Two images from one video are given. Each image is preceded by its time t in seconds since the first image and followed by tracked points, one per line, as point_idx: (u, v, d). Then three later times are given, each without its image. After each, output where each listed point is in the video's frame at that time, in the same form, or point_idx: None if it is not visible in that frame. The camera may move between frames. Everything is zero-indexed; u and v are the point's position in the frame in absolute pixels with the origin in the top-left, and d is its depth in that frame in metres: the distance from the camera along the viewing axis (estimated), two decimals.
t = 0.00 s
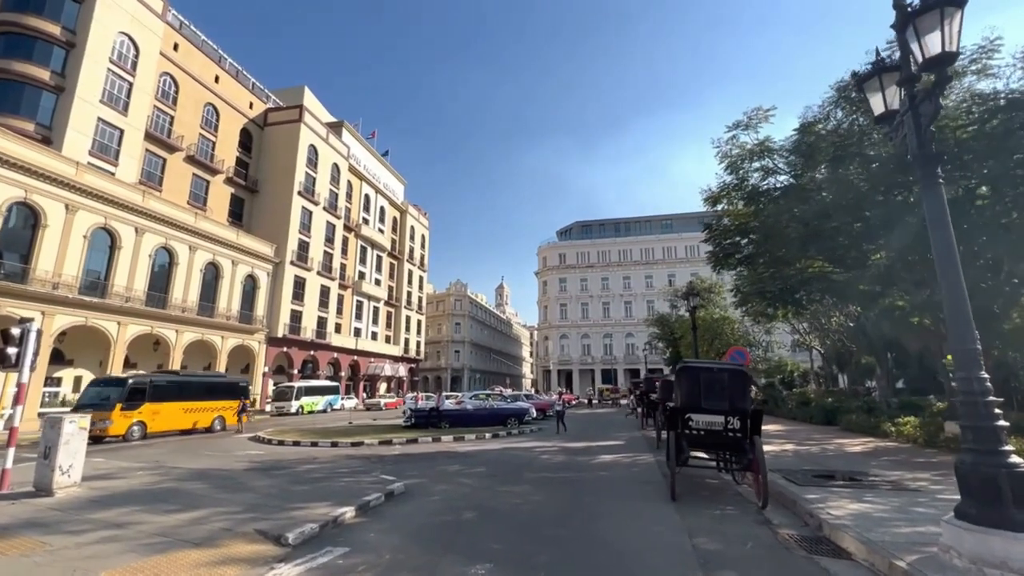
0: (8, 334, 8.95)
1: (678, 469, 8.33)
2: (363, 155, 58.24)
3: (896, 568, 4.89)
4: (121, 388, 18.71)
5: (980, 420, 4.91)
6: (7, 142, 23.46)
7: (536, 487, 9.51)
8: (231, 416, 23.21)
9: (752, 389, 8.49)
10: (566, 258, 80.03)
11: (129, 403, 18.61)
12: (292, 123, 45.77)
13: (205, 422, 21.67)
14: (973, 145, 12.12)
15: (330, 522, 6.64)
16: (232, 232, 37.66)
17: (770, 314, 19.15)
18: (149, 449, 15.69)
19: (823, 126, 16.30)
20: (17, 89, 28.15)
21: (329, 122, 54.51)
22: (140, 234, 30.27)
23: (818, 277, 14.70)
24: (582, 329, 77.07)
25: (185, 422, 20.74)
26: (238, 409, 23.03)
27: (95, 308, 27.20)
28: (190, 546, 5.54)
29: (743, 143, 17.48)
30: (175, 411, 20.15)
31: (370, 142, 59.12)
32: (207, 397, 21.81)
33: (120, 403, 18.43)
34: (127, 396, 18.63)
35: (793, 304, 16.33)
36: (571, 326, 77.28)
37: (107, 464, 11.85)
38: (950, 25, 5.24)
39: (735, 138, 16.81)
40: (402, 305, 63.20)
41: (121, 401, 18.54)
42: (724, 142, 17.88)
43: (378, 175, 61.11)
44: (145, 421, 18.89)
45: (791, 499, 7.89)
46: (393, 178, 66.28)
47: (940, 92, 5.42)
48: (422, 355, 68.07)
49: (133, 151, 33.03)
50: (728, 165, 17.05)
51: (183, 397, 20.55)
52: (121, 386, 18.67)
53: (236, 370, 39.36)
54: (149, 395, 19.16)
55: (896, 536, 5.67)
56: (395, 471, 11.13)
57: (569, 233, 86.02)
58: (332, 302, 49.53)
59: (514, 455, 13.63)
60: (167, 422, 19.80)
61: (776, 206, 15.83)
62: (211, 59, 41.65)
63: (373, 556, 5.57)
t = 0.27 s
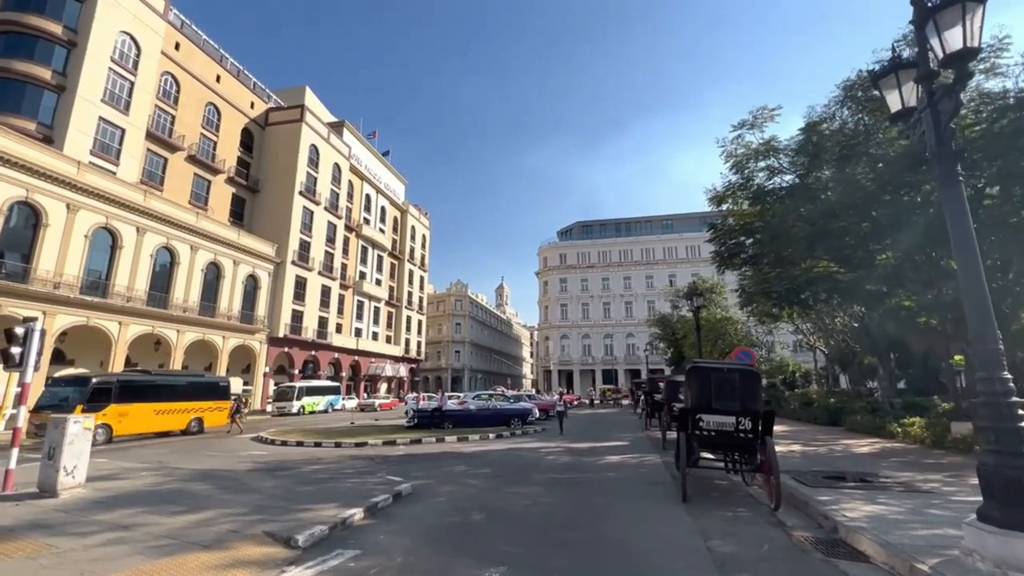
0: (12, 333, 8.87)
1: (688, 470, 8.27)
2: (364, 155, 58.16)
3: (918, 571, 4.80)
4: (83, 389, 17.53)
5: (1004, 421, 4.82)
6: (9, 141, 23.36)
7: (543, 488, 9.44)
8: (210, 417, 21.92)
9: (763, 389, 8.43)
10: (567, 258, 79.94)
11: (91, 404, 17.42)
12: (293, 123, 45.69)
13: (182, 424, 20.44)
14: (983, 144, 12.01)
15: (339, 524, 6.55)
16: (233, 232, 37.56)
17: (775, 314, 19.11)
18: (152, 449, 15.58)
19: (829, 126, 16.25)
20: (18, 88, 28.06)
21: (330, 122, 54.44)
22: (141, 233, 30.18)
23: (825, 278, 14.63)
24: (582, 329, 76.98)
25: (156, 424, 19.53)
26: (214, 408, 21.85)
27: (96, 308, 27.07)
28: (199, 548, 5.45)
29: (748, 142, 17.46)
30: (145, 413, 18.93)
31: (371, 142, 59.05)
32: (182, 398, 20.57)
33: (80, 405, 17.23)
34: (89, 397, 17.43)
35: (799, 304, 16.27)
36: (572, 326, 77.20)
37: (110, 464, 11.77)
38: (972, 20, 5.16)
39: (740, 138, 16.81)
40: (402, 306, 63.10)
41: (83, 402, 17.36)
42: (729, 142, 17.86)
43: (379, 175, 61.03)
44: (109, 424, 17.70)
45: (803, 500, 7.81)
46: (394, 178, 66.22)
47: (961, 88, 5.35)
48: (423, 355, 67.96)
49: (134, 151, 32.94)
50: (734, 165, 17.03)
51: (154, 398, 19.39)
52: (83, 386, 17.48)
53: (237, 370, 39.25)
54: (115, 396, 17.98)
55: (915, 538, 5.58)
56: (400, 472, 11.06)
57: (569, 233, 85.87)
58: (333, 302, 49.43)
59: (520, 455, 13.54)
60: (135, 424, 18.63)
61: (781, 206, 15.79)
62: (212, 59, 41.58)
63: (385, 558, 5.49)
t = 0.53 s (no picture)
0: (20, 332, 8.84)
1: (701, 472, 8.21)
2: (366, 154, 58.08)
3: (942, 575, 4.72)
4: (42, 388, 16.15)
5: None
6: (13, 140, 23.37)
7: (553, 489, 9.37)
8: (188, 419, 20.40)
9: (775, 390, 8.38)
10: (568, 257, 79.79)
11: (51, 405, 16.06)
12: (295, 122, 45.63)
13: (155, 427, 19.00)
14: (993, 143, 11.94)
15: (351, 526, 6.50)
16: (236, 231, 37.51)
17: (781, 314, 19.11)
18: (157, 449, 15.54)
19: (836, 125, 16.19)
20: (21, 87, 28.03)
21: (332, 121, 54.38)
22: (144, 233, 30.14)
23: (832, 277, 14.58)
24: (584, 329, 76.89)
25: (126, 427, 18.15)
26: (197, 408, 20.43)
27: (101, 307, 27.06)
28: (212, 550, 5.41)
29: (755, 141, 17.43)
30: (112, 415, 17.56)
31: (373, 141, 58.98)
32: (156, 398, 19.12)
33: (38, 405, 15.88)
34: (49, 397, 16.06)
35: (807, 303, 16.22)
36: (573, 326, 77.10)
37: (117, 464, 11.73)
38: (995, 16, 5.08)
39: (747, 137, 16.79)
40: (404, 305, 63.03)
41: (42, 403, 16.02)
42: (736, 141, 17.83)
43: (381, 174, 60.99)
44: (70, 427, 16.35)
45: (818, 501, 7.74)
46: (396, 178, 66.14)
47: (984, 84, 5.27)
48: (425, 355, 67.90)
49: (137, 150, 32.89)
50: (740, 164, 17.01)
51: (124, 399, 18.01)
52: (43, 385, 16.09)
53: (240, 370, 39.21)
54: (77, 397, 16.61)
55: (934, 541, 5.52)
56: (408, 472, 10.99)
57: (571, 232, 85.67)
58: (335, 301, 49.38)
59: (526, 456, 13.48)
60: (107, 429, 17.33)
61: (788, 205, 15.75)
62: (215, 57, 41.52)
63: (399, 561, 5.43)
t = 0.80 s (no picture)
0: (29, 331, 8.82)
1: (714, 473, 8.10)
2: (369, 153, 58.01)
3: None
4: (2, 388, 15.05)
5: None
6: (19, 139, 23.43)
7: (564, 489, 9.31)
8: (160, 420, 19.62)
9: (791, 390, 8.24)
10: (571, 256, 79.61)
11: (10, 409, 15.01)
12: (299, 120, 45.57)
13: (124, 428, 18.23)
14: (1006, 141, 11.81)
15: (364, 527, 6.44)
16: (240, 230, 37.52)
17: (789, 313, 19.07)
18: (164, 448, 15.50)
19: (845, 123, 16.10)
20: (26, 86, 28.02)
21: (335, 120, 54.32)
22: (148, 232, 30.16)
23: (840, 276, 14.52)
24: (587, 328, 76.76)
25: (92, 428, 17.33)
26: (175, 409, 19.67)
27: (106, 305, 27.10)
28: (226, 551, 5.36)
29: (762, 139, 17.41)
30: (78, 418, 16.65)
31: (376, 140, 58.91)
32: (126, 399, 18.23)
33: None
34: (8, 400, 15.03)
35: (816, 303, 16.17)
36: (576, 325, 76.98)
37: (125, 463, 11.70)
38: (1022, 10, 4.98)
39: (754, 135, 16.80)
40: (407, 304, 62.98)
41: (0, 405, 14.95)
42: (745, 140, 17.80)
43: (384, 173, 60.95)
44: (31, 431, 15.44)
45: (835, 503, 7.61)
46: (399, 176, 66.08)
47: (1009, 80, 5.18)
48: (427, 354, 67.85)
49: (140, 148, 32.85)
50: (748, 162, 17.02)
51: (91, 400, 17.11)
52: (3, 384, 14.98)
53: (244, 368, 39.22)
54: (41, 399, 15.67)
55: (958, 544, 5.43)
56: (417, 472, 10.94)
57: (573, 231, 85.46)
58: (339, 300, 49.38)
59: (534, 455, 13.41)
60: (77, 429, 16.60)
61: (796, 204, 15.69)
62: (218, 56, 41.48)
63: (415, 562, 5.37)
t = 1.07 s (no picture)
0: (37, 328, 8.80)
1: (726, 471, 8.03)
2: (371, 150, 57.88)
3: None
4: None
5: None
6: (24, 137, 23.46)
7: (573, 487, 9.24)
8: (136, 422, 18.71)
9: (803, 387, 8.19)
10: (574, 254, 79.44)
11: None
12: (301, 118, 45.49)
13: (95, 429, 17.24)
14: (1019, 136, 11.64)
15: (375, 525, 6.39)
16: (243, 227, 37.52)
17: (796, 310, 18.97)
18: (170, 445, 15.48)
19: (854, 118, 15.96)
20: (29, 83, 28.02)
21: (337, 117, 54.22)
22: (153, 230, 30.18)
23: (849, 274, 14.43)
24: (590, 326, 76.67)
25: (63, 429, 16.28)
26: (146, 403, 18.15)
27: (111, 303, 27.12)
28: (238, 549, 5.31)
29: (770, 135, 17.36)
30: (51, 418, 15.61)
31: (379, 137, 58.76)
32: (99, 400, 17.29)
33: None
34: None
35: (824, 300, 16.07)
36: (579, 322, 76.89)
37: (132, 460, 11.70)
38: None
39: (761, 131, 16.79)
40: (410, 301, 62.95)
41: None
42: (752, 135, 17.76)
43: (387, 171, 60.88)
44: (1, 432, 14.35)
45: (848, 501, 7.53)
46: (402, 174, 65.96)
47: None
48: (430, 351, 67.85)
49: (144, 146, 32.81)
50: (755, 159, 16.99)
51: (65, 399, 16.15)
52: None
53: (248, 366, 39.27)
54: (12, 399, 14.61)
55: (979, 544, 5.35)
56: (424, 470, 10.90)
57: (576, 229, 85.19)
58: (342, 298, 49.37)
59: (541, 453, 13.36)
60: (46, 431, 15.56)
61: (804, 200, 15.61)
62: (221, 53, 41.40)
63: (428, 561, 5.32)
